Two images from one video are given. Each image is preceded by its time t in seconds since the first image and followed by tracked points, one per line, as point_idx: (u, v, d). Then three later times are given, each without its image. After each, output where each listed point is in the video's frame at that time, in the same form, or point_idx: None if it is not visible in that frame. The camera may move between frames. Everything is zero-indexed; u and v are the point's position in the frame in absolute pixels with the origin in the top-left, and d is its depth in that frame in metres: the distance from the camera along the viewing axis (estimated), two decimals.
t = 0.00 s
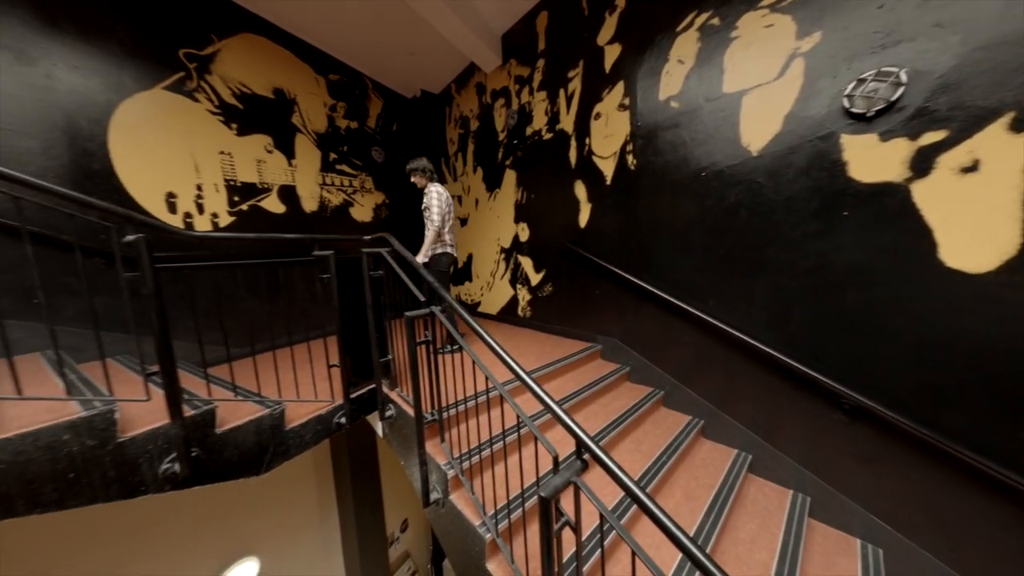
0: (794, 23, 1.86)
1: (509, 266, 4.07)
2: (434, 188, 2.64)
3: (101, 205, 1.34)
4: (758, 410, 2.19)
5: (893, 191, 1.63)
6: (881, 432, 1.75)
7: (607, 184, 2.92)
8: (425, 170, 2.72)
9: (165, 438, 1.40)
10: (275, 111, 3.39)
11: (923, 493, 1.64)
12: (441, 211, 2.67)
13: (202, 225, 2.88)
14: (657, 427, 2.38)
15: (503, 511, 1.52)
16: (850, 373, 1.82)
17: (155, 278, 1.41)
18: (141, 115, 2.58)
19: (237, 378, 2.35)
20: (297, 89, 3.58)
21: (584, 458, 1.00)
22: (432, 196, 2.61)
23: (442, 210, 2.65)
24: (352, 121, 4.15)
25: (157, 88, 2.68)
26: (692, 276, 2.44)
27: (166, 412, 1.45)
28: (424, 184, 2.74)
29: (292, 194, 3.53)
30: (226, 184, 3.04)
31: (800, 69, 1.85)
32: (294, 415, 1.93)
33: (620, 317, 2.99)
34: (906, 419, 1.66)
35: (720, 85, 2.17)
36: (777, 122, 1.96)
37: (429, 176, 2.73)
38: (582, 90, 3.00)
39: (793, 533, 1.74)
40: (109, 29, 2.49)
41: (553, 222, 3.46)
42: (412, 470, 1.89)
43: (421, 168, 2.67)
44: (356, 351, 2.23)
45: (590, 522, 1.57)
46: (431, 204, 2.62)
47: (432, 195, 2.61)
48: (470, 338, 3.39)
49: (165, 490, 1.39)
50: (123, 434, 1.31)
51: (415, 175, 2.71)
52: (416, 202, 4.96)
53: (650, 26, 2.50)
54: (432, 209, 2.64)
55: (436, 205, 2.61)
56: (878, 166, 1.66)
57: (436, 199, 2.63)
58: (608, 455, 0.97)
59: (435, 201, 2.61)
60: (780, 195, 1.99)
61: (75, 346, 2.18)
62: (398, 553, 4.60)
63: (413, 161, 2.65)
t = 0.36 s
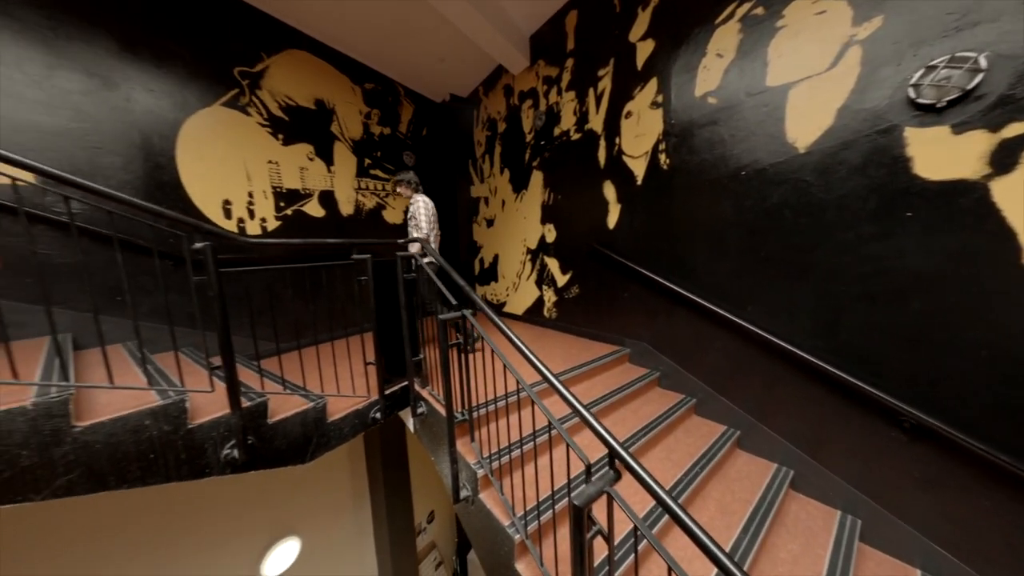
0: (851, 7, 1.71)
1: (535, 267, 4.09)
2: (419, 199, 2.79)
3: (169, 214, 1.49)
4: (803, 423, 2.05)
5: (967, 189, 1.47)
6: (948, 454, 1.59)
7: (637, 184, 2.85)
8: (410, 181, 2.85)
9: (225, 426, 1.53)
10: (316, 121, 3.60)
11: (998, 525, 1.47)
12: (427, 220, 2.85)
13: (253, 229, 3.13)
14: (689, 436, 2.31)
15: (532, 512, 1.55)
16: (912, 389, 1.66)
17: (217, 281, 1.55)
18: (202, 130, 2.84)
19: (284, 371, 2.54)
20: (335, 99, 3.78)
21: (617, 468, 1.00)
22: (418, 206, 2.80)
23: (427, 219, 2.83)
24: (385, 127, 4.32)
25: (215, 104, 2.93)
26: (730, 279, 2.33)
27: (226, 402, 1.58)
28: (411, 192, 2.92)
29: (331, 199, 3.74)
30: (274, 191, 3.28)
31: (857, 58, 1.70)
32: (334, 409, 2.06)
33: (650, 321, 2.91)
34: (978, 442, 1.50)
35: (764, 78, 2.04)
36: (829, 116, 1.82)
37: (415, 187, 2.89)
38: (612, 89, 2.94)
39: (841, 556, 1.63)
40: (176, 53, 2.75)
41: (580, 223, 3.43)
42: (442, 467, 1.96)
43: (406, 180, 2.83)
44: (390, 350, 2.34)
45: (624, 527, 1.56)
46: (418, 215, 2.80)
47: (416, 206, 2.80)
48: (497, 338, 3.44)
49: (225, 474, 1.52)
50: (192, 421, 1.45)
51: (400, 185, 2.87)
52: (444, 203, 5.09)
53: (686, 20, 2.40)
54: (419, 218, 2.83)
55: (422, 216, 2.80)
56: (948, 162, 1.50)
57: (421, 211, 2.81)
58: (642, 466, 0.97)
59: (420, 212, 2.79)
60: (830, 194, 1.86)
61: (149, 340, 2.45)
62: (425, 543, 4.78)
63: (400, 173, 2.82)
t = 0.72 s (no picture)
0: None
1: (561, 270, 4.06)
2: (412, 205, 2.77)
3: (225, 227, 1.64)
4: (854, 446, 1.90)
5: None
6: None
7: (670, 187, 2.75)
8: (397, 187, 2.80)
9: (275, 423, 1.65)
10: (353, 131, 3.79)
11: None
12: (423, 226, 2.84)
13: (297, 235, 3.36)
14: (724, 452, 2.20)
15: (558, 522, 1.56)
16: (989, 416, 1.49)
17: (268, 288, 1.69)
18: (253, 144, 3.08)
19: (324, 369, 2.71)
20: (371, 109, 3.96)
21: (650, 490, 0.99)
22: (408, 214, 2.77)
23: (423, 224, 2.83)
24: (416, 134, 4.46)
25: (265, 119, 3.16)
26: (771, 288, 2.20)
27: (275, 400, 1.72)
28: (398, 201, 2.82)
29: (365, 204, 3.93)
30: (315, 198, 3.49)
31: (926, 50, 1.54)
32: (370, 408, 2.18)
33: (682, 329, 2.81)
34: None
35: (814, 74, 1.90)
36: (890, 115, 1.66)
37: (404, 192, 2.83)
38: (645, 90, 2.85)
39: None
40: (232, 74, 3.00)
41: (609, 227, 3.36)
42: (471, 469, 2.01)
43: (392, 188, 2.72)
44: (420, 353, 2.43)
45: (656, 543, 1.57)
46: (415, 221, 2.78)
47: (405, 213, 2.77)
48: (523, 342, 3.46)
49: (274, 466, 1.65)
50: (247, 417, 1.58)
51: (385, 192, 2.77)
52: (472, 206, 5.18)
53: (727, 14, 2.28)
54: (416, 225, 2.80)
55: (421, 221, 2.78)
56: None
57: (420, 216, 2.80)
58: (676, 490, 0.94)
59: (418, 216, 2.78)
60: (890, 200, 1.70)
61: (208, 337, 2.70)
62: (450, 537, 4.91)
63: (386, 179, 2.70)
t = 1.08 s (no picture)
0: None
1: (589, 275, 4.00)
2: (397, 214, 2.81)
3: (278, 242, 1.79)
4: (915, 480, 1.73)
5: None
6: None
7: (707, 193, 2.63)
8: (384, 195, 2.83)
9: (319, 423, 1.78)
10: (387, 141, 3.95)
11: None
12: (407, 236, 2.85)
13: (336, 241, 3.56)
14: (763, 474, 2.09)
15: (586, 539, 1.56)
16: None
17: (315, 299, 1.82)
18: (299, 157, 3.31)
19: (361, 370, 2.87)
20: (404, 119, 4.10)
21: (685, 522, 0.97)
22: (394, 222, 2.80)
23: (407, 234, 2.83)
24: (446, 140, 4.57)
25: (309, 133, 3.38)
26: (821, 303, 2.05)
27: (319, 402, 1.85)
28: (385, 210, 2.86)
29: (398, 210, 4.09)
30: (353, 206, 3.68)
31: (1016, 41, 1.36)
32: (403, 411, 2.28)
33: (718, 341, 2.68)
34: None
35: (876, 71, 1.74)
36: (969, 115, 1.48)
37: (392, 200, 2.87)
38: (681, 90, 2.73)
39: None
40: (281, 93, 3.22)
41: (640, 233, 3.27)
42: (498, 476, 2.06)
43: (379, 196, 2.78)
44: (450, 359, 2.51)
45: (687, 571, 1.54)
46: (399, 230, 2.79)
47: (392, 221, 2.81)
48: (547, 349, 3.47)
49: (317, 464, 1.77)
50: (296, 418, 1.71)
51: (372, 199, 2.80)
52: (499, 210, 5.23)
53: (775, 8, 2.13)
54: (399, 234, 2.81)
55: (404, 231, 2.79)
56: None
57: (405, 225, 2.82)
58: (712, 527, 0.92)
59: (403, 225, 2.79)
60: (967, 210, 1.52)
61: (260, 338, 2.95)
62: (474, 533, 5.03)
63: (374, 187, 2.77)
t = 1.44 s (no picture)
0: None
1: (620, 282, 3.90)
2: (388, 219, 2.85)
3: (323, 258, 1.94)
4: (1000, 530, 1.53)
5: None
6: None
7: (752, 199, 2.47)
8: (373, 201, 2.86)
9: (360, 427, 1.90)
10: (421, 149, 4.08)
11: None
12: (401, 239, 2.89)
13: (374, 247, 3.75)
14: (812, 506, 1.94)
15: (616, 561, 1.55)
16: None
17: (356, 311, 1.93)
18: (341, 169, 3.51)
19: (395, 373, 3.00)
20: (437, 127, 4.21)
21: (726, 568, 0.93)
22: (385, 229, 2.84)
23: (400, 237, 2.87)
24: (477, 146, 4.63)
25: (350, 146, 3.57)
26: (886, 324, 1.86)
27: (360, 407, 1.96)
28: (375, 216, 2.88)
29: (431, 217, 4.22)
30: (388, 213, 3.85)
31: None
32: (435, 416, 2.38)
33: (761, 358, 2.52)
34: None
35: (959, 67, 1.54)
36: None
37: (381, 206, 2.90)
38: (725, 91, 2.57)
39: None
40: (325, 109, 3.42)
41: (676, 240, 3.13)
42: (527, 486, 2.09)
43: (368, 205, 2.77)
44: (481, 366, 2.57)
45: None
46: (392, 234, 2.82)
47: (383, 228, 2.86)
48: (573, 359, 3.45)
49: (359, 465, 1.89)
50: (339, 422, 1.84)
51: (360, 207, 2.81)
52: (528, 213, 5.23)
53: None
54: (392, 238, 2.84)
55: (396, 234, 2.83)
56: None
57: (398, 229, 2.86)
58: (755, 572, 0.87)
59: (395, 230, 2.83)
60: None
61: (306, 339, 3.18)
62: (499, 532, 5.12)
63: (360, 196, 2.75)
